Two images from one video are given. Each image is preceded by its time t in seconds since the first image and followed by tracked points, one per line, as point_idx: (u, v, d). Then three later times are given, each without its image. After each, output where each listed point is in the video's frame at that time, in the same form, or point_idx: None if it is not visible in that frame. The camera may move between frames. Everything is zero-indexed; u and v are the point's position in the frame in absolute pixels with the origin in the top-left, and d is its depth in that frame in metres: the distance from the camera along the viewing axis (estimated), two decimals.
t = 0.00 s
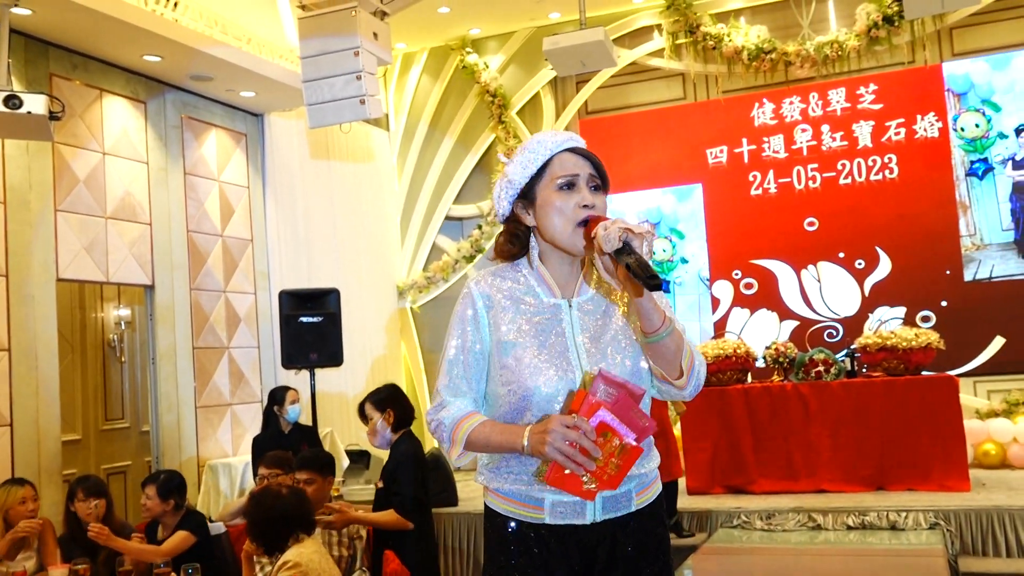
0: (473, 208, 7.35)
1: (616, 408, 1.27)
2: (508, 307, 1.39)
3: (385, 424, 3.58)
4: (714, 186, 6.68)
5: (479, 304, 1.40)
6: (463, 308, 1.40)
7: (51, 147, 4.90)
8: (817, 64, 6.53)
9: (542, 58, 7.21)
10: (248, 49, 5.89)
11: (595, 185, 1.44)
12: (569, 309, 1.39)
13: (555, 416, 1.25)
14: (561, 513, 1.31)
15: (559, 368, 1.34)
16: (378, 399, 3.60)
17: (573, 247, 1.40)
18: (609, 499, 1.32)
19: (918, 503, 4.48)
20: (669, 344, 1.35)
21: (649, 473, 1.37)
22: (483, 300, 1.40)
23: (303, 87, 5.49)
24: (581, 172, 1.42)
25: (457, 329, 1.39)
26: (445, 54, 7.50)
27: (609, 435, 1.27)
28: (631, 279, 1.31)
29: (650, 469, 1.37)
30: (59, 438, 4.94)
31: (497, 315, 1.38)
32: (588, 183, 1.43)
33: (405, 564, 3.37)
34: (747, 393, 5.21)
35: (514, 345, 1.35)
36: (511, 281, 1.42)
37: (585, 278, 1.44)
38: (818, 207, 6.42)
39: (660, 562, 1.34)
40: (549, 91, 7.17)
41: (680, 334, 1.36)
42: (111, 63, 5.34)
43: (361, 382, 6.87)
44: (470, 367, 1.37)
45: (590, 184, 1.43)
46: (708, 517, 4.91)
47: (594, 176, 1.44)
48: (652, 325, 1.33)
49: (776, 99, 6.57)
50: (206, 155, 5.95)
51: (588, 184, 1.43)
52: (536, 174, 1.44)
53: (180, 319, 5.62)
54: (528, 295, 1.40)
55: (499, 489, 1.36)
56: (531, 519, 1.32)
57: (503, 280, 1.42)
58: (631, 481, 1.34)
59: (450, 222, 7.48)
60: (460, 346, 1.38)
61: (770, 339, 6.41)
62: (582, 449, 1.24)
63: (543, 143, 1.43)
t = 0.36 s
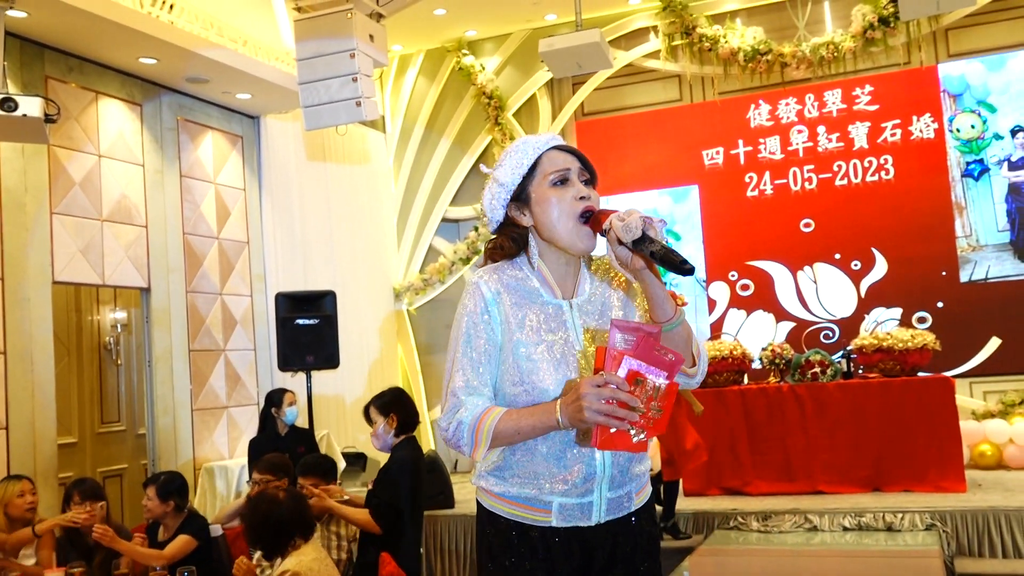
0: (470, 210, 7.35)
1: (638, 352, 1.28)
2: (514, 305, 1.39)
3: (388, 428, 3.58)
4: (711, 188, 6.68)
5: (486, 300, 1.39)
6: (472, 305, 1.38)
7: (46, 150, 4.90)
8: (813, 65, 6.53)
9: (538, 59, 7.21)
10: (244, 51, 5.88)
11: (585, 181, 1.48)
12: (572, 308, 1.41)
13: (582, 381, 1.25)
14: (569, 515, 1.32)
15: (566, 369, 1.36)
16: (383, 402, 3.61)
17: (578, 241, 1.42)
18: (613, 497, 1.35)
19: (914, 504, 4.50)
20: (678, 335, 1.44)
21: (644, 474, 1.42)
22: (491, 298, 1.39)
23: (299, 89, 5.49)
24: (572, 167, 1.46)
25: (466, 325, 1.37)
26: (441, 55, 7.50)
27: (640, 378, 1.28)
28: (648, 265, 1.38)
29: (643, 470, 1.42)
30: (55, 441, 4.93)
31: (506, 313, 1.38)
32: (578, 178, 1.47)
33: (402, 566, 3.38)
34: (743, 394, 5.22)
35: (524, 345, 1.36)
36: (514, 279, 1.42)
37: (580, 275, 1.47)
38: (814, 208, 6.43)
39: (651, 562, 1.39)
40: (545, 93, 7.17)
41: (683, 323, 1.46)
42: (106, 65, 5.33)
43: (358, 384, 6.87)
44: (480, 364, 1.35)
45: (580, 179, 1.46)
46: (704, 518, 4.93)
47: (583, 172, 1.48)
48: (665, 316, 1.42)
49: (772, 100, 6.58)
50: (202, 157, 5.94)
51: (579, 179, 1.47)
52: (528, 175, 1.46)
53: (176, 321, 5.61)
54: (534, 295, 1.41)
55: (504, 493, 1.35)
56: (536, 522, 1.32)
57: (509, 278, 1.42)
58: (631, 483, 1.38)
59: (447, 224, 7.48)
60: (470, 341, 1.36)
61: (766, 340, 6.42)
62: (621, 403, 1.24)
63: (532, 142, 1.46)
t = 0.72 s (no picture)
0: (464, 214, 7.35)
1: (615, 359, 1.22)
2: (500, 311, 1.38)
3: (382, 434, 3.58)
4: (704, 191, 6.69)
5: (471, 305, 1.38)
6: (457, 311, 1.38)
7: (39, 154, 4.89)
8: (806, 69, 6.55)
9: (532, 63, 7.22)
10: (237, 55, 5.88)
11: (574, 192, 1.43)
12: (557, 313, 1.39)
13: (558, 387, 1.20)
14: (554, 518, 1.32)
15: (551, 371, 1.35)
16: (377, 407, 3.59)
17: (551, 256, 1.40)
18: (599, 500, 1.34)
19: (907, 507, 4.51)
20: (658, 342, 1.38)
21: (635, 478, 1.40)
22: (476, 302, 1.39)
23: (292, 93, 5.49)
24: (558, 179, 1.40)
25: (451, 330, 1.37)
26: (435, 59, 7.51)
27: (617, 383, 1.21)
28: (619, 280, 1.31)
29: (636, 473, 1.40)
30: (48, 446, 4.92)
31: (491, 317, 1.37)
32: (565, 190, 1.42)
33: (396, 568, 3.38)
34: (737, 397, 5.23)
35: (509, 349, 1.35)
36: (501, 285, 1.41)
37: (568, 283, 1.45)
38: (807, 212, 6.45)
39: (644, 562, 1.38)
40: (539, 96, 7.18)
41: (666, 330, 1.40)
42: (99, 70, 5.33)
43: (353, 388, 6.87)
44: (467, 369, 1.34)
45: (567, 191, 1.41)
46: (699, 522, 4.92)
47: (573, 182, 1.42)
48: (643, 326, 1.35)
49: (765, 104, 6.61)
50: (196, 162, 5.93)
51: (566, 191, 1.42)
52: (514, 184, 1.43)
53: (169, 326, 5.60)
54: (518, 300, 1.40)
55: (491, 495, 1.35)
56: (522, 525, 1.32)
57: (494, 283, 1.41)
58: (620, 487, 1.36)
59: (441, 228, 7.48)
60: (456, 347, 1.35)
61: (760, 343, 6.44)
62: (595, 411, 1.18)
63: (519, 153, 1.41)
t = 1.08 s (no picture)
0: (463, 217, 7.36)
1: (548, 472, 1.11)
2: (488, 319, 1.31)
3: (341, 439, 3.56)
4: (703, 195, 6.70)
5: (461, 312, 1.33)
6: (450, 320, 1.33)
7: (39, 157, 4.89)
8: (805, 72, 6.55)
9: (531, 67, 7.23)
10: (237, 58, 5.88)
11: (562, 203, 1.31)
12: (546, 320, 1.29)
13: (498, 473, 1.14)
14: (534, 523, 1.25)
15: (533, 378, 1.26)
16: (340, 414, 3.59)
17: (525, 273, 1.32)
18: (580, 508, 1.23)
19: (907, 510, 4.51)
20: (617, 362, 1.19)
21: (632, 482, 1.26)
22: (466, 311, 1.33)
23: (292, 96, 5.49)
24: (541, 190, 1.31)
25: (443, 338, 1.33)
26: (435, 63, 7.51)
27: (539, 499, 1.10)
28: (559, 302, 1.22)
29: (632, 478, 1.27)
30: (49, 448, 4.93)
31: (480, 324, 1.31)
32: (550, 201, 1.31)
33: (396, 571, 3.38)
34: (736, 400, 5.27)
35: (491, 360, 1.28)
36: (495, 289, 1.34)
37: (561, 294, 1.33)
38: (807, 215, 6.45)
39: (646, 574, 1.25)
40: (538, 100, 7.19)
41: (629, 349, 1.20)
42: (99, 73, 5.33)
43: (353, 391, 6.87)
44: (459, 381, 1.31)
45: (550, 203, 1.31)
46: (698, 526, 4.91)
47: (559, 193, 1.31)
48: (594, 341, 1.18)
49: (764, 107, 6.61)
50: (196, 165, 5.94)
51: (552, 202, 1.31)
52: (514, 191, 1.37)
53: (170, 329, 5.60)
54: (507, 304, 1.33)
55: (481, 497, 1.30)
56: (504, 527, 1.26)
57: (487, 286, 1.34)
58: (608, 492, 1.25)
59: (440, 231, 7.48)
60: (446, 356, 1.32)
61: (759, 347, 6.44)
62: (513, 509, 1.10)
63: (513, 161, 1.35)
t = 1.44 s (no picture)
0: (474, 220, 7.36)
1: None
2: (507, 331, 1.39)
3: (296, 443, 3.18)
4: (714, 197, 6.69)
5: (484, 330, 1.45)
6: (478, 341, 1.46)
7: (53, 162, 4.92)
8: (816, 74, 6.54)
9: (542, 70, 7.24)
10: (248, 62, 5.90)
11: (566, 211, 1.32)
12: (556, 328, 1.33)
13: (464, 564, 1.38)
14: (541, 525, 1.30)
15: (537, 385, 1.30)
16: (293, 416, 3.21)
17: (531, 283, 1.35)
18: (583, 513, 1.27)
19: (921, 513, 4.50)
20: (604, 370, 1.20)
21: (641, 489, 1.27)
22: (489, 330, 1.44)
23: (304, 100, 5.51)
24: (545, 199, 1.32)
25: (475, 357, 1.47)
26: (445, 66, 7.53)
27: None
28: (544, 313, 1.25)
29: (642, 485, 1.28)
30: (62, 452, 4.95)
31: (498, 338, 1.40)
32: (555, 210, 1.32)
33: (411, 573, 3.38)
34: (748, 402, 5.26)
35: (504, 369, 1.35)
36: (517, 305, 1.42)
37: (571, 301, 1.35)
38: (818, 217, 6.43)
39: None
40: (549, 103, 7.19)
41: (618, 356, 1.21)
42: (111, 77, 5.35)
43: (365, 394, 6.86)
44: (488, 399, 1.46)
45: (554, 212, 1.32)
46: (710, 528, 4.92)
47: (562, 202, 1.31)
48: (581, 349, 1.20)
49: (775, 109, 6.60)
50: (207, 169, 5.95)
51: (557, 211, 1.32)
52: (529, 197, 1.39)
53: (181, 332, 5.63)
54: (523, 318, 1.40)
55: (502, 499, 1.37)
56: (516, 528, 1.33)
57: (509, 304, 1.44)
58: (611, 498, 1.26)
59: (451, 235, 7.49)
60: (477, 375, 1.47)
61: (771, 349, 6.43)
62: None
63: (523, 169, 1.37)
